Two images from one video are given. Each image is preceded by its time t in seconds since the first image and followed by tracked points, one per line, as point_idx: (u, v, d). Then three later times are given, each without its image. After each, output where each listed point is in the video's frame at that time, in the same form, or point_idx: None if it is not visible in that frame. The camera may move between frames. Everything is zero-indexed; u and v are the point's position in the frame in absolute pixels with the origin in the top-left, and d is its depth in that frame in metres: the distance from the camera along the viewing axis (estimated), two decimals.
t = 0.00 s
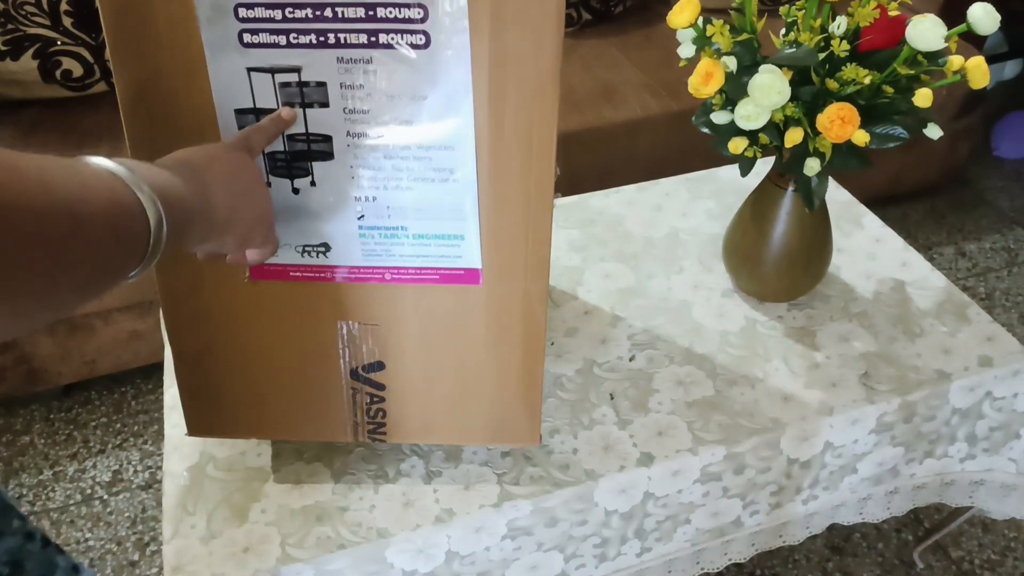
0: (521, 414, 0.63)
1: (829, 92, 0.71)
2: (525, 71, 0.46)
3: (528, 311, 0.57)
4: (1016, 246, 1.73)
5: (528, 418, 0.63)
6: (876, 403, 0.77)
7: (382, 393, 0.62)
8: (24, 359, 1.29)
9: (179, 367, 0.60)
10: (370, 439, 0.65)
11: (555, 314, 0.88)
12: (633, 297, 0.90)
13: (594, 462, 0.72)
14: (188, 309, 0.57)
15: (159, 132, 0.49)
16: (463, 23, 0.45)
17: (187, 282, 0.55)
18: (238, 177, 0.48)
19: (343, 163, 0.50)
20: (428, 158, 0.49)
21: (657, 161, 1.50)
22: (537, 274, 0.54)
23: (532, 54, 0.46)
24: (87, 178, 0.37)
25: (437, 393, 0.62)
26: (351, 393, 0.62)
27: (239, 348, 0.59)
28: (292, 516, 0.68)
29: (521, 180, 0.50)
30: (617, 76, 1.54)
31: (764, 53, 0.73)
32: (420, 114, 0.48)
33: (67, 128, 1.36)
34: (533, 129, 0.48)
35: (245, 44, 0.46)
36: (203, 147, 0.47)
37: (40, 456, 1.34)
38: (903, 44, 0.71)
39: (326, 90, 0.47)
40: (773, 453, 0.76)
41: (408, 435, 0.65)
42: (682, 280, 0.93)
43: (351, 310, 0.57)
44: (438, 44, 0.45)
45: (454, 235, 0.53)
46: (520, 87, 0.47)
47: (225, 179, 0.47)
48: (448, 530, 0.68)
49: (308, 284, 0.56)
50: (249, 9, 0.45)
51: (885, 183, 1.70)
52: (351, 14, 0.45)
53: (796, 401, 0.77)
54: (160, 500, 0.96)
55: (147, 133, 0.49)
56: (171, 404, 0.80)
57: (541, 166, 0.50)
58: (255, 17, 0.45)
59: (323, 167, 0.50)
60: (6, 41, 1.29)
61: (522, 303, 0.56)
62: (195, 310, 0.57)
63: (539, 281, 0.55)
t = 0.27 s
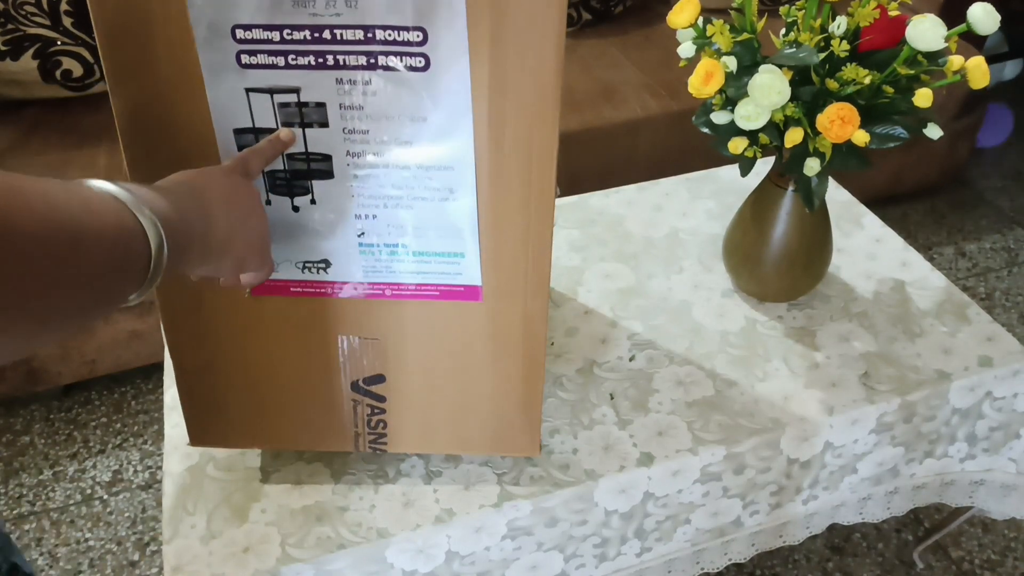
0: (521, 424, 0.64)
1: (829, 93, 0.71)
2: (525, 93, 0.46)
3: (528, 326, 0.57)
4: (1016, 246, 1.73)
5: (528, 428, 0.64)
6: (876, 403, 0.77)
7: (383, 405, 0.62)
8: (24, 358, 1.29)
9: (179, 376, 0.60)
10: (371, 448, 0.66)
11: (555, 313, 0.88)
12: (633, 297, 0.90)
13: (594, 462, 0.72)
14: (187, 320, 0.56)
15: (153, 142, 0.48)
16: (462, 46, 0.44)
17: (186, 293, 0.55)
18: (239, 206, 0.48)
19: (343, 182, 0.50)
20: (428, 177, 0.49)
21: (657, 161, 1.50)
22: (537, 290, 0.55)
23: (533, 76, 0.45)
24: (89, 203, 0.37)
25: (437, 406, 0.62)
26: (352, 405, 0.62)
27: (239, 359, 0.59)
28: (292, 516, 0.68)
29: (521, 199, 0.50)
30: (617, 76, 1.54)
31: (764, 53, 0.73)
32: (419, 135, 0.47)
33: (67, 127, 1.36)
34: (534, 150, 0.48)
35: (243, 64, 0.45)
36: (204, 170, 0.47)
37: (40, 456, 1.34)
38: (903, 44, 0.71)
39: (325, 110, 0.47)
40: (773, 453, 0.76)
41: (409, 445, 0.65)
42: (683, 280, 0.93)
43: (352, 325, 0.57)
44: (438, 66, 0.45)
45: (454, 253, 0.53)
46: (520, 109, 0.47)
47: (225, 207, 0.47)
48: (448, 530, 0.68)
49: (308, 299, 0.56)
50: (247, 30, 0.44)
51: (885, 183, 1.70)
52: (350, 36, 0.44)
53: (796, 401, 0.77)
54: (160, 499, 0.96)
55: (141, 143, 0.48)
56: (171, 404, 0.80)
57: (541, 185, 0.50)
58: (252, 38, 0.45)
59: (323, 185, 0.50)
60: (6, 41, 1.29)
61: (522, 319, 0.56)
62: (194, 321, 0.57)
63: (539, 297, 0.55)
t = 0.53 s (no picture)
0: (521, 432, 0.64)
1: (829, 93, 0.71)
2: (524, 110, 0.46)
3: (527, 338, 0.57)
4: (1016, 246, 1.73)
5: (529, 436, 0.64)
6: (876, 403, 0.77)
7: (383, 413, 0.63)
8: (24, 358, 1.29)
9: (180, 386, 0.60)
10: (371, 454, 0.66)
11: (555, 313, 0.88)
12: (633, 297, 0.90)
13: (594, 462, 0.72)
14: (186, 332, 0.56)
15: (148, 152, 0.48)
16: (461, 63, 0.44)
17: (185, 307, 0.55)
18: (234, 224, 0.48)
19: (342, 196, 0.50)
20: (427, 192, 0.49)
21: (657, 161, 1.50)
22: (536, 301, 0.55)
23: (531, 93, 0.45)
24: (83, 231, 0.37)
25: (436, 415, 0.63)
26: (352, 412, 0.63)
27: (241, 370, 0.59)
28: (292, 516, 0.68)
29: (520, 213, 0.50)
30: (617, 76, 1.54)
31: (764, 53, 0.73)
32: (418, 150, 0.47)
33: (67, 128, 1.36)
34: (533, 165, 0.48)
35: (239, 80, 0.45)
36: (200, 190, 0.47)
37: (40, 456, 1.34)
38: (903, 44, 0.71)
39: (323, 126, 0.47)
40: (773, 453, 0.76)
41: (409, 452, 0.66)
42: (682, 280, 0.93)
43: (351, 336, 0.58)
44: (436, 83, 0.45)
45: (453, 266, 0.53)
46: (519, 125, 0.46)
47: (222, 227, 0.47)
48: (448, 530, 0.68)
49: (307, 311, 0.56)
50: (243, 46, 0.44)
51: (885, 183, 1.70)
52: (347, 53, 0.44)
53: (796, 401, 0.77)
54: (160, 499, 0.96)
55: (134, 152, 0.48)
56: (171, 404, 0.80)
57: (540, 200, 0.50)
58: (249, 54, 0.44)
59: (320, 200, 0.50)
60: (6, 41, 1.29)
61: (521, 331, 0.57)
62: (194, 334, 0.57)
63: (538, 309, 0.55)
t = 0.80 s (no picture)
0: (520, 439, 0.64)
1: (829, 93, 0.71)
2: (522, 128, 0.46)
3: (527, 349, 0.57)
4: (1016, 246, 1.73)
5: (528, 443, 0.65)
6: (876, 403, 0.77)
7: (383, 423, 0.63)
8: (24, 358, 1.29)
9: (179, 392, 0.60)
10: (372, 462, 0.67)
11: (555, 313, 0.88)
12: (633, 297, 0.90)
13: (594, 462, 0.72)
14: (184, 340, 0.56)
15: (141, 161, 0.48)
16: (458, 83, 0.44)
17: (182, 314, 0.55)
18: (240, 223, 0.47)
19: (339, 213, 0.50)
20: (425, 208, 0.49)
21: (657, 161, 1.50)
22: (535, 314, 0.55)
23: (529, 112, 0.45)
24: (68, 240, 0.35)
25: (436, 424, 0.63)
26: (352, 422, 0.63)
27: (239, 377, 0.59)
28: (292, 516, 0.68)
29: (519, 229, 0.50)
30: (618, 76, 1.54)
31: (764, 53, 0.73)
32: (416, 167, 0.47)
33: (67, 128, 1.36)
34: (531, 182, 0.48)
35: (235, 99, 0.45)
36: (217, 186, 0.45)
37: (40, 456, 1.34)
38: (903, 44, 0.71)
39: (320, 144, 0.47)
40: (773, 453, 0.75)
41: (410, 459, 0.66)
42: (682, 280, 0.93)
43: (350, 349, 0.58)
44: (433, 102, 0.45)
45: (452, 280, 0.53)
46: (517, 143, 0.47)
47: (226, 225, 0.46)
48: (448, 530, 0.68)
49: (306, 325, 0.56)
50: (238, 65, 0.44)
51: (885, 183, 1.70)
52: (343, 73, 0.44)
53: (796, 401, 0.77)
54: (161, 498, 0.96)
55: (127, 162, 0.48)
56: (171, 404, 0.80)
57: (539, 216, 0.50)
58: (244, 73, 0.44)
59: (318, 217, 0.50)
60: (6, 41, 1.29)
61: (520, 342, 0.57)
62: (191, 341, 0.57)
63: (537, 321, 0.55)
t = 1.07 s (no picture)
0: (518, 449, 0.65)
1: (829, 93, 0.71)
2: (515, 153, 0.46)
3: (523, 365, 0.58)
4: (1016, 246, 1.73)
5: (526, 451, 0.66)
6: (876, 403, 0.77)
7: (383, 434, 0.64)
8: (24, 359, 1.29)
9: (179, 398, 0.61)
10: (373, 470, 0.68)
11: (554, 314, 0.88)
12: (633, 297, 0.90)
13: (594, 462, 0.72)
14: (184, 349, 0.57)
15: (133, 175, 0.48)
16: (450, 110, 0.44)
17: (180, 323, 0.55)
18: (243, 205, 0.44)
19: (334, 235, 0.50)
20: (419, 231, 0.50)
21: (657, 161, 1.50)
22: (531, 332, 0.55)
23: (522, 137, 0.45)
24: (58, 246, 0.34)
25: (435, 435, 0.64)
26: (352, 433, 0.64)
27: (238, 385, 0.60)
28: (292, 516, 0.68)
29: (514, 250, 0.51)
30: (617, 76, 1.54)
31: (764, 53, 0.73)
32: (409, 191, 0.48)
33: (67, 128, 1.36)
34: (525, 205, 0.48)
35: (226, 126, 0.46)
36: (225, 177, 0.44)
37: (40, 456, 1.34)
38: (903, 44, 0.72)
39: (312, 170, 0.47)
40: (773, 453, 0.75)
41: (409, 467, 0.67)
42: (682, 280, 0.93)
43: (348, 365, 0.59)
44: (426, 127, 0.45)
45: (447, 300, 0.54)
46: (510, 167, 0.47)
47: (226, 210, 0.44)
48: (448, 530, 0.68)
49: (304, 342, 0.57)
50: (228, 93, 0.44)
51: (885, 183, 1.70)
52: (334, 100, 0.44)
53: (796, 401, 0.77)
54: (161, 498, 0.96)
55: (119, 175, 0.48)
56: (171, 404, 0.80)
57: (534, 238, 0.50)
58: (234, 101, 0.45)
59: (313, 240, 0.51)
60: (6, 41, 1.29)
61: (517, 359, 0.57)
62: (190, 349, 0.57)
63: (534, 338, 0.56)
